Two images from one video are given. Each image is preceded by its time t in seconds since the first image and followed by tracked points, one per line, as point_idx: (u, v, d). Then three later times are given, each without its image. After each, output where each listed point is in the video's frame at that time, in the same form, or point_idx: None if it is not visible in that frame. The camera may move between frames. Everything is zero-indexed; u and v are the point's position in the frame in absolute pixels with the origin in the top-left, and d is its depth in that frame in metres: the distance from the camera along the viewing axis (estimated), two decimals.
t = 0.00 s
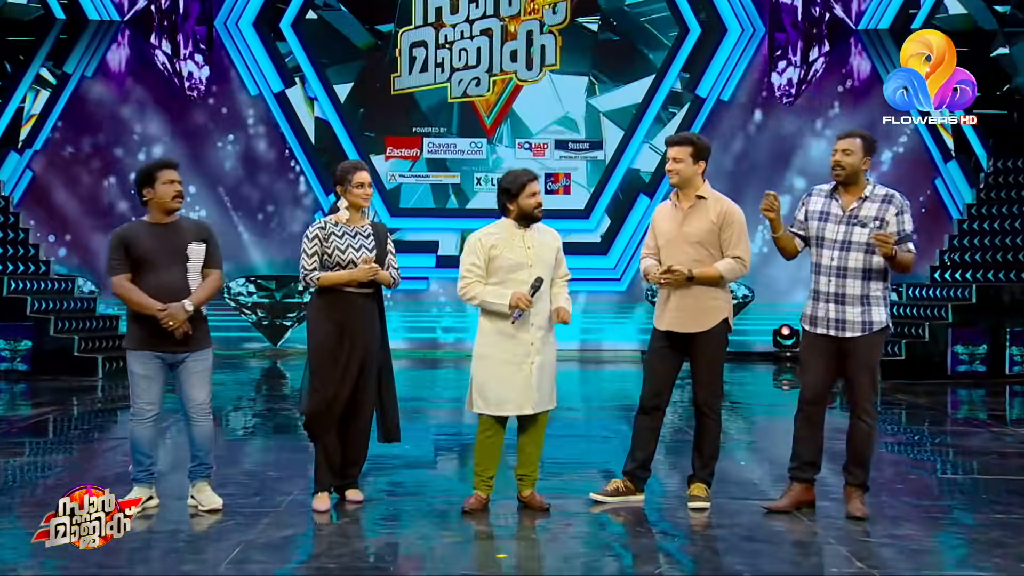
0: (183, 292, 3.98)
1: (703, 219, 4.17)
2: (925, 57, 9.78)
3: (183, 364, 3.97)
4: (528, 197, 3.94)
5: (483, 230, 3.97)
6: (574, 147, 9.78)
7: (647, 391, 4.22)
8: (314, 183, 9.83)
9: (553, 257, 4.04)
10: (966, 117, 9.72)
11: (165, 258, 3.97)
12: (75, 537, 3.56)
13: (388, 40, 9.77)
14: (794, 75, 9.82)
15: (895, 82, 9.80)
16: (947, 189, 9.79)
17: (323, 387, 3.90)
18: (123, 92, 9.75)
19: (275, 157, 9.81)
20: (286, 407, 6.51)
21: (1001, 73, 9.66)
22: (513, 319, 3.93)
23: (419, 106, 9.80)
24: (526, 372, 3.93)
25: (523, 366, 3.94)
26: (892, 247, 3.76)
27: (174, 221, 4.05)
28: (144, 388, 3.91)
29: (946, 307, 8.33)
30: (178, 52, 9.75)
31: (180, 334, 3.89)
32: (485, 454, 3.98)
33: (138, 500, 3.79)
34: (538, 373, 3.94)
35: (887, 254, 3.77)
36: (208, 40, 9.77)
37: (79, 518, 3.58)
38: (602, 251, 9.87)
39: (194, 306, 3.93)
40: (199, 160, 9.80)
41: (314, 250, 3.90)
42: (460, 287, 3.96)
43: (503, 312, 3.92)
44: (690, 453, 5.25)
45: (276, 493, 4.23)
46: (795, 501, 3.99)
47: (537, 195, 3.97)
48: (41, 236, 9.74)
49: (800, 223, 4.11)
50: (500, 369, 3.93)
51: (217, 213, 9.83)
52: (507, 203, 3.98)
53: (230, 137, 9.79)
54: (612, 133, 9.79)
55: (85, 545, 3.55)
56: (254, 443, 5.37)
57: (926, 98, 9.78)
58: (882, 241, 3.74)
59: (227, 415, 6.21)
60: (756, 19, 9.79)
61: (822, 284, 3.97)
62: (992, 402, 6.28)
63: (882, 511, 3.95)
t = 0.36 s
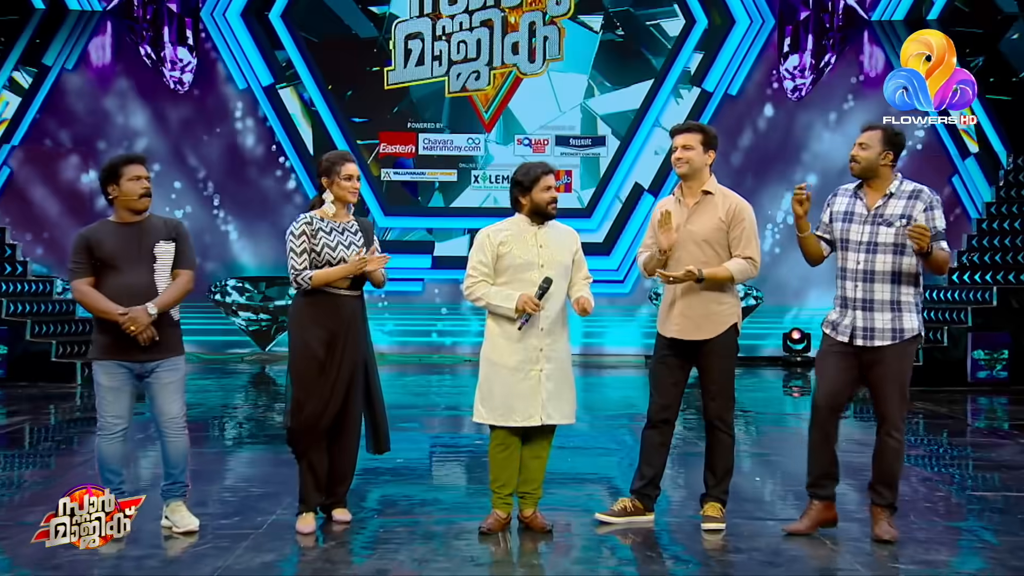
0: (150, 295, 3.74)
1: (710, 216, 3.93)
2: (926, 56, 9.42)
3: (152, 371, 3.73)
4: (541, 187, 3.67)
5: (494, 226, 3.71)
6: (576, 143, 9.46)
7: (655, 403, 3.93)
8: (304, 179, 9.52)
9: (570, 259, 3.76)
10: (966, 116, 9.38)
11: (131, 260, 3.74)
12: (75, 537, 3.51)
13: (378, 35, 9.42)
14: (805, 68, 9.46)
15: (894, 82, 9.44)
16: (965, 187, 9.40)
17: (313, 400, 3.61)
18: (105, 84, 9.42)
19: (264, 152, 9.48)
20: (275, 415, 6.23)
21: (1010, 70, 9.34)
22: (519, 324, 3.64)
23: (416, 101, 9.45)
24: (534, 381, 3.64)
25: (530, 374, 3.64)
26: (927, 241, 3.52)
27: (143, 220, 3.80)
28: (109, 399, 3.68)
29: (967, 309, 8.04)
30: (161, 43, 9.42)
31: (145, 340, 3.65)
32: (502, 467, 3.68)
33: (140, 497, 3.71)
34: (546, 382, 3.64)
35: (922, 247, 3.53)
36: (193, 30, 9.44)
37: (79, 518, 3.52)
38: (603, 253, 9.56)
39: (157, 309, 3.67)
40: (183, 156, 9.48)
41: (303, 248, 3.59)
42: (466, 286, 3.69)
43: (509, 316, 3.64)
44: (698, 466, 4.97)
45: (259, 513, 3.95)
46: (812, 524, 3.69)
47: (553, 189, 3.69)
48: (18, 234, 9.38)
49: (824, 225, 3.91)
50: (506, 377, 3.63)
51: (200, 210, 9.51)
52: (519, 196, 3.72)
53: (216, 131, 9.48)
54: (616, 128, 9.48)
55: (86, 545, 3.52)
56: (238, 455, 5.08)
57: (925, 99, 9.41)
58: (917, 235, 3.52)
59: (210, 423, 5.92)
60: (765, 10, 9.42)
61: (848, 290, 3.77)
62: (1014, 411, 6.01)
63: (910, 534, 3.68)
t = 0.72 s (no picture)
0: (126, 305, 3.46)
1: (706, 214, 3.68)
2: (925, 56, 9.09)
3: (119, 388, 3.46)
4: (535, 192, 3.40)
5: (484, 232, 3.44)
6: (573, 140, 9.16)
7: (654, 416, 3.68)
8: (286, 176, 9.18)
9: (568, 268, 3.49)
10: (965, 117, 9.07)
11: (109, 263, 3.45)
12: (74, 537, 3.39)
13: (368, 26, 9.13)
14: (812, 60, 9.13)
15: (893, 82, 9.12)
16: (979, 184, 9.14)
17: (284, 421, 3.33)
18: (82, 78, 9.11)
19: (247, 148, 9.17)
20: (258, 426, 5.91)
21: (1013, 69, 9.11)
22: (501, 338, 3.38)
23: (409, 96, 9.15)
24: (524, 404, 3.37)
25: (521, 395, 3.38)
26: (939, 251, 3.23)
27: (124, 222, 3.52)
28: (70, 414, 3.41)
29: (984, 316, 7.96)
30: (141, 35, 9.09)
31: (114, 353, 3.39)
32: (490, 486, 3.41)
33: (140, 498, 3.44)
34: (536, 404, 3.38)
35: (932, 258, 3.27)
36: (174, 22, 9.12)
37: (80, 517, 3.39)
38: (602, 253, 9.27)
39: (134, 323, 3.41)
40: (161, 151, 9.17)
41: (265, 254, 3.33)
42: (451, 296, 3.44)
43: (493, 328, 3.39)
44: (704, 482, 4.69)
45: (234, 537, 3.67)
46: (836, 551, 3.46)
47: (550, 195, 3.41)
48: None
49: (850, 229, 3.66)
50: (492, 394, 3.39)
51: (178, 206, 9.19)
52: (513, 200, 3.45)
53: (198, 127, 9.16)
54: (616, 124, 9.16)
55: (85, 546, 3.41)
56: (214, 471, 4.77)
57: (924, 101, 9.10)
58: (926, 244, 3.24)
59: (189, 435, 5.62)
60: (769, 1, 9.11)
61: (869, 297, 3.52)
62: None
63: (935, 561, 3.42)
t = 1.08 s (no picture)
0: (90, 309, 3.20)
1: (716, 213, 3.41)
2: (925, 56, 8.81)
3: (90, 400, 3.21)
4: (507, 176, 3.21)
5: (455, 228, 3.26)
6: (579, 136, 8.87)
7: (656, 431, 3.41)
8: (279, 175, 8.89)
9: (550, 261, 3.28)
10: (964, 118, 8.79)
11: (67, 266, 3.18)
12: (74, 537, 3.23)
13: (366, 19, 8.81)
14: (829, 51, 8.80)
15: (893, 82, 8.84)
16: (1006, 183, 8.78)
17: (254, 430, 3.14)
18: (67, 73, 8.81)
19: (238, 145, 8.88)
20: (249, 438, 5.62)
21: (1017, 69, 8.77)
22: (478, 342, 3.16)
23: (409, 90, 8.85)
24: (503, 410, 3.16)
25: (501, 402, 3.16)
26: (982, 243, 3.02)
27: (77, 218, 3.24)
28: (38, 433, 3.16)
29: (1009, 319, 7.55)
30: (128, 28, 8.80)
31: (85, 361, 3.11)
32: (469, 511, 3.18)
33: (139, 498, 3.24)
34: (518, 412, 3.15)
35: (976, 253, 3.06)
36: (163, 14, 8.82)
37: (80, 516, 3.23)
38: (609, 253, 8.98)
39: (100, 326, 3.13)
40: (149, 148, 8.87)
41: (236, 255, 3.15)
42: (424, 298, 3.25)
43: (468, 331, 3.18)
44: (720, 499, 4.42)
45: (216, 562, 3.40)
46: None
47: (523, 181, 3.22)
48: None
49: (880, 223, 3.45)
50: (470, 407, 3.16)
51: (164, 204, 8.90)
52: (486, 191, 3.28)
53: (188, 122, 8.87)
54: (623, 118, 8.86)
55: (85, 546, 3.24)
56: (201, 489, 4.49)
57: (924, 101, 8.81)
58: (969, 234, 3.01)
59: (177, 447, 5.33)
60: None
61: (904, 300, 3.32)
62: None
63: None
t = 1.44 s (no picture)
0: (59, 315, 3.10)
1: (740, 212, 3.10)
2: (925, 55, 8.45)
3: (61, 413, 3.10)
4: (478, 175, 2.97)
5: (431, 230, 3.04)
6: (592, 131, 8.57)
7: (678, 448, 3.12)
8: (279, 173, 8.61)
9: (532, 264, 3.03)
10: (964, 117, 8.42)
11: (35, 271, 3.09)
12: (75, 536, 3.16)
13: (374, 7, 8.52)
14: (856, 42, 8.46)
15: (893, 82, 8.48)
16: None
17: (241, 442, 2.99)
18: (57, 66, 8.55)
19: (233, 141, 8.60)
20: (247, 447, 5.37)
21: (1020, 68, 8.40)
22: (453, 356, 2.96)
23: (416, 84, 8.55)
24: (480, 426, 2.94)
25: (476, 418, 2.95)
26: None
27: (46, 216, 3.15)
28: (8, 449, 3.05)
29: None
30: (119, 18, 8.53)
31: (52, 372, 3.01)
32: (469, 535, 2.98)
33: (139, 498, 3.39)
34: (493, 429, 2.94)
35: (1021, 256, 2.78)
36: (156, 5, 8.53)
37: (78, 517, 3.14)
38: (622, 254, 8.68)
39: (66, 332, 3.02)
40: (142, 144, 8.61)
41: (208, 264, 3.03)
42: (396, 304, 3.04)
43: (442, 343, 2.97)
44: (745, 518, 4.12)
45: None
46: None
47: (499, 178, 2.97)
48: None
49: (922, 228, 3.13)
50: (450, 425, 2.95)
51: (155, 200, 8.62)
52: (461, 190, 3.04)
53: (180, 117, 8.58)
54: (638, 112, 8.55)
55: (85, 545, 3.19)
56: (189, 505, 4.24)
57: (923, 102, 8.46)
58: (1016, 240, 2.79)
59: (170, 458, 5.08)
60: None
61: (954, 318, 3.03)
62: None
63: None
